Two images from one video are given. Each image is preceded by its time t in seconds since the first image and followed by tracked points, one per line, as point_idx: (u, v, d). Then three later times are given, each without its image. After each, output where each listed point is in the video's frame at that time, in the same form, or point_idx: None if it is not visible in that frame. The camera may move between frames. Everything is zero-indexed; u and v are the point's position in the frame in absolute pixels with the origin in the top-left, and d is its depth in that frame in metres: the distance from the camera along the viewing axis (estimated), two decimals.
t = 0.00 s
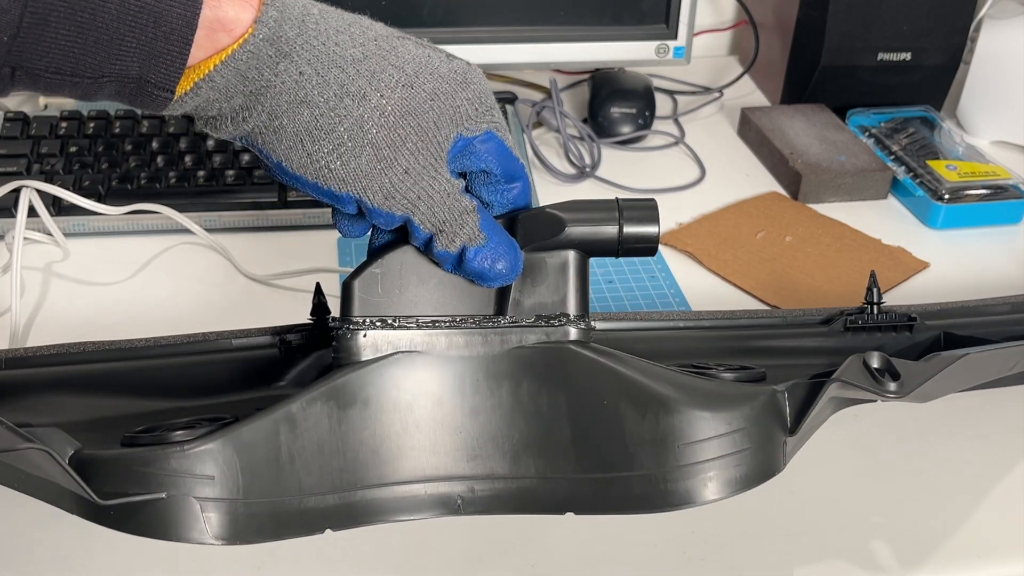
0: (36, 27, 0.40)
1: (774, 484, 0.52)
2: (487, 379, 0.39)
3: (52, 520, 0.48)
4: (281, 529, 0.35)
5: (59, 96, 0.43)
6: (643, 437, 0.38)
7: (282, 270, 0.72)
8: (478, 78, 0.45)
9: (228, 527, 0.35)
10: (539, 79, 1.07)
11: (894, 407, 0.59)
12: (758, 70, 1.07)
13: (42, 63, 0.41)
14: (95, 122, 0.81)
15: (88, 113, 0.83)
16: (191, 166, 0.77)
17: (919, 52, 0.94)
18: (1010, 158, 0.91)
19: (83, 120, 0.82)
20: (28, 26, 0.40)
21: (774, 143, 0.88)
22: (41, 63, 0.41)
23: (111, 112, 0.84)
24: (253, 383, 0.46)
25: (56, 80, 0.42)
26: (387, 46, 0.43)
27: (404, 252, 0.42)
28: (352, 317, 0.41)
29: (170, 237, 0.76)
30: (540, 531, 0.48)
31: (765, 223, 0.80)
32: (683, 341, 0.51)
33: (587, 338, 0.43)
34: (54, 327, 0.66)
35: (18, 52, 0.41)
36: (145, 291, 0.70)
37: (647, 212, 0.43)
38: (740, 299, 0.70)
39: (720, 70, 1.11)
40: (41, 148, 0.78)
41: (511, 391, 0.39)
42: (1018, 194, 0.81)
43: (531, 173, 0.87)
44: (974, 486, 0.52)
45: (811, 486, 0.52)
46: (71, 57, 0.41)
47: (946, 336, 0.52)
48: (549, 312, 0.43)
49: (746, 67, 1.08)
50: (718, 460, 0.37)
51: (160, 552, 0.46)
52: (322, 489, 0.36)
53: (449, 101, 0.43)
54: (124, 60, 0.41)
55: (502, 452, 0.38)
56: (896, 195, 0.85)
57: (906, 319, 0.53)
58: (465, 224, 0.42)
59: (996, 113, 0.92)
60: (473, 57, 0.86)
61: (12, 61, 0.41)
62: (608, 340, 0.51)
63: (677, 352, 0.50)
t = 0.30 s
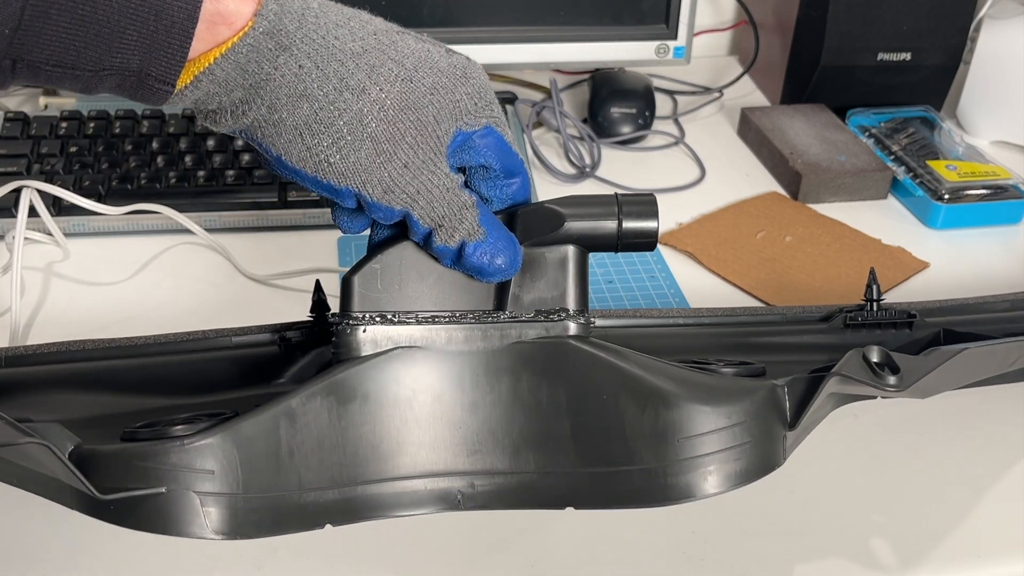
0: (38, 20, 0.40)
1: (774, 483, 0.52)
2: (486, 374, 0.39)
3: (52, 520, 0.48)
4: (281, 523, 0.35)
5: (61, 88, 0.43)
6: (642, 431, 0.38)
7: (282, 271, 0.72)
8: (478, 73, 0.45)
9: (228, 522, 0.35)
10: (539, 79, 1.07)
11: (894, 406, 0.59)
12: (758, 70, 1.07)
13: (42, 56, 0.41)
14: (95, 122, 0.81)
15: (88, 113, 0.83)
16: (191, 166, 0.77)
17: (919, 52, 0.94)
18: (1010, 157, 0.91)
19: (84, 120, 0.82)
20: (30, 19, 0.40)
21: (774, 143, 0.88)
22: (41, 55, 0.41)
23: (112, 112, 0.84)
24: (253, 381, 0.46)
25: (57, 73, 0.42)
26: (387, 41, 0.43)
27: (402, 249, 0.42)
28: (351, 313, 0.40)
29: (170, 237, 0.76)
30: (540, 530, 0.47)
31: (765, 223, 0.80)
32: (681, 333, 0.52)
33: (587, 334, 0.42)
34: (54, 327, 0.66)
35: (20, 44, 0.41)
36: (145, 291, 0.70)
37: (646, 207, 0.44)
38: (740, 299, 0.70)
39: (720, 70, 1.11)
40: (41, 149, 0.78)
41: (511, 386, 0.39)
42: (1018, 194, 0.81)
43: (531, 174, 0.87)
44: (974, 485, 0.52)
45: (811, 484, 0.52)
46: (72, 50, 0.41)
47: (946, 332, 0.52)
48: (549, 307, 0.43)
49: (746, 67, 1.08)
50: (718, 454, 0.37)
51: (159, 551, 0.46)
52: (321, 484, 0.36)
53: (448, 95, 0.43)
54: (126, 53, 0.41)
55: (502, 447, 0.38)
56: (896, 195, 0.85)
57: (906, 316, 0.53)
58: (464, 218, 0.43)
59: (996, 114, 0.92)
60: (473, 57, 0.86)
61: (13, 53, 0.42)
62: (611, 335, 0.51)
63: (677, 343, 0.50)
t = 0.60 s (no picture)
0: (49, 60, 0.38)
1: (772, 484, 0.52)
2: (490, 407, 0.40)
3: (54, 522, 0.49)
4: (289, 556, 0.36)
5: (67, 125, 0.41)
6: (643, 467, 0.39)
7: (282, 271, 0.72)
8: (486, 110, 0.45)
9: (237, 558, 0.35)
10: (538, 79, 1.08)
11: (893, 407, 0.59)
12: (758, 70, 1.07)
13: (52, 94, 0.39)
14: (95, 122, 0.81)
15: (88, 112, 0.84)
16: (191, 166, 0.77)
17: (919, 52, 0.94)
18: (1010, 158, 0.92)
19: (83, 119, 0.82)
20: (40, 59, 0.38)
21: (773, 143, 0.88)
22: (51, 94, 0.39)
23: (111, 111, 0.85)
24: (258, 405, 0.46)
25: (65, 112, 0.40)
26: (396, 82, 0.43)
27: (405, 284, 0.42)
28: (357, 347, 0.41)
29: (171, 237, 0.76)
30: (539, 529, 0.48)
31: (765, 223, 0.80)
32: (684, 350, 0.52)
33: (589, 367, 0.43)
34: (55, 327, 0.66)
35: (26, 83, 0.38)
36: (145, 291, 0.70)
37: (650, 242, 0.43)
38: (739, 299, 0.71)
39: (719, 69, 1.11)
40: (42, 148, 0.78)
41: (514, 419, 0.40)
42: (1018, 194, 0.81)
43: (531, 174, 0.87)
44: (971, 486, 0.53)
45: (809, 485, 0.52)
46: (81, 88, 0.39)
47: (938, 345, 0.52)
48: (552, 341, 0.43)
49: (746, 66, 1.08)
50: (717, 490, 0.38)
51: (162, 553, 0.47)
52: (329, 518, 0.37)
53: (456, 135, 0.43)
54: (136, 93, 0.39)
55: (504, 480, 0.39)
56: (896, 195, 0.85)
57: (898, 330, 0.53)
58: (470, 256, 0.42)
59: (997, 114, 0.92)
60: (473, 57, 0.86)
61: (19, 91, 0.39)
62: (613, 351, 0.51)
63: (676, 363, 0.51)
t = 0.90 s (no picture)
0: (46, 29, 0.41)
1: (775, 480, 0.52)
2: (489, 375, 0.40)
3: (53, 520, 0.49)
4: (288, 523, 0.36)
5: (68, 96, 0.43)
6: (643, 432, 0.38)
7: (282, 271, 0.72)
8: (481, 77, 0.45)
9: (235, 523, 0.35)
10: (539, 79, 1.08)
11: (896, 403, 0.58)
12: (758, 70, 1.07)
13: (51, 63, 0.41)
14: (95, 122, 0.81)
15: (88, 113, 0.84)
16: (191, 166, 0.77)
17: (919, 52, 0.94)
18: (1010, 158, 0.91)
19: (84, 120, 0.82)
20: (37, 28, 0.41)
21: (774, 143, 0.88)
22: (48, 64, 0.41)
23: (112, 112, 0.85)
24: (256, 381, 0.46)
25: (63, 82, 0.42)
26: (391, 49, 0.43)
27: (405, 250, 0.43)
28: (355, 315, 0.41)
29: (171, 237, 0.76)
30: (539, 528, 0.48)
31: (765, 223, 0.80)
32: (682, 332, 0.52)
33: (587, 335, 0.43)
34: (55, 327, 0.66)
35: (28, 53, 0.41)
36: (145, 291, 0.70)
37: (648, 212, 0.44)
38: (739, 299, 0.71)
39: (720, 70, 1.11)
40: (42, 149, 0.78)
41: (513, 388, 0.39)
42: (1018, 194, 0.81)
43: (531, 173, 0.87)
44: (975, 482, 0.52)
45: (810, 479, 0.52)
46: (79, 58, 0.41)
47: (939, 328, 0.52)
48: (550, 310, 0.43)
49: (747, 67, 1.08)
50: (718, 454, 0.38)
51: (160, 550, 0.46)
52: (327, 485, 0.36)
53: (452, 101, 0.43)
54: (131, 63, 0.41)
55: (504, 447, 0.38)
56: (896, 195, 0.85)
57: (899, 314, 0.53)
58: (468, 223, 0.43)
59: (997, 114, 0.92)
60: (473, 57, 0.86)
61: (21, 62, 0.42)
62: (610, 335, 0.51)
63: (673, 341, 0.51)
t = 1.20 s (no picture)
0: (44, 28, 0.41)
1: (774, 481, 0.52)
2: (487, 371, 0.39)
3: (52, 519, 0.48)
4: (287, 519, 0.36)
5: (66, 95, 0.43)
6: (642, 428, 0.38)
7: (282, 271, 0.72)
8: (478, 74, 0.45)
9: (234, 519, 0.35)
10: (539, 79, 1.08)
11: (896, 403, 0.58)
12: (758, 70, 1.07)
13: (48, 62, 0.42)
14: (95, 122, 0.81)
15: (88, 113, 0.84)
16: (191, 166, 0.77)
17: (919, 52, 0.94)
18: (1010, 158, 0.91)
19: (84, 120, 0.82)
20: (35, 27, 0.41)
21: (773, 143, 0.88)
22: (46, 63, 0.42)
23: (112, 112, 0.85)
24: (255, 382, 0.46)
25: (61, 80, 0.42)
26: (389, 45, 0.43)
27: (405, 248, 0.43)
28: (355, 312, 0.41)
29: (171, 237, 0.76)
30: (540, 528, 0.48)
31: (765, 223, 0.80)
32: (680, 331, 0.52)
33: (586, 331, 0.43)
34: (55, 327, 0.66)
35: (26, 52, 0.41)
36: (146, 291, 0.70)
37: (645, 208, 0.44)
38: (739, 299, 0.71)
39: (720, 70, 1.11)
40: (42, 148, 0.78)
41: (512, 384, 0.39)
42: (1018, 194, 0.81)
43: (531, 173, 0.87)
44: (976, 481, 0.52)
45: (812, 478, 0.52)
46: (77, 56, 0.41)
47: (938, 326, 0.53)
48: (549, 306, 0.43)
49: (746, 67, 1.08)
50: (716, 450, 0.38)
51: (159, 549, 0.46)
52: (326, 481, 0.36)
53: (449, 98, 0.43)
54: (129, 60, 0.41)
55: (503, 444, 0.38)
56: (896, 195, 0.85)
57: (898, 311, 0.53)
58: (467, 218, 0.43)
59: (997, 114, 0.92)
60: (473, 57, 0.86)
61: (18, 60, 0.42)
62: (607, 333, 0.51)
63: (671, 339, 0.51)
